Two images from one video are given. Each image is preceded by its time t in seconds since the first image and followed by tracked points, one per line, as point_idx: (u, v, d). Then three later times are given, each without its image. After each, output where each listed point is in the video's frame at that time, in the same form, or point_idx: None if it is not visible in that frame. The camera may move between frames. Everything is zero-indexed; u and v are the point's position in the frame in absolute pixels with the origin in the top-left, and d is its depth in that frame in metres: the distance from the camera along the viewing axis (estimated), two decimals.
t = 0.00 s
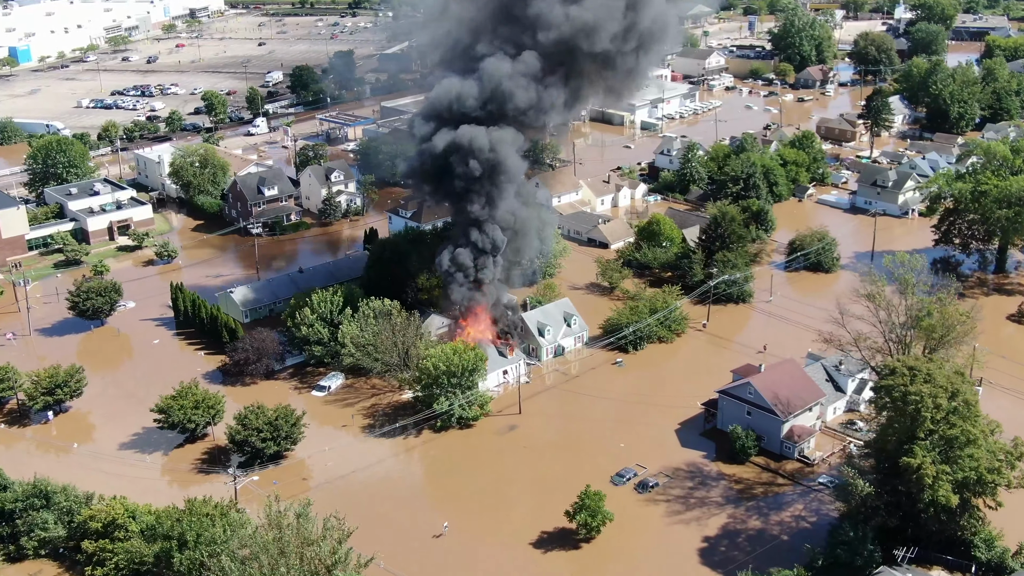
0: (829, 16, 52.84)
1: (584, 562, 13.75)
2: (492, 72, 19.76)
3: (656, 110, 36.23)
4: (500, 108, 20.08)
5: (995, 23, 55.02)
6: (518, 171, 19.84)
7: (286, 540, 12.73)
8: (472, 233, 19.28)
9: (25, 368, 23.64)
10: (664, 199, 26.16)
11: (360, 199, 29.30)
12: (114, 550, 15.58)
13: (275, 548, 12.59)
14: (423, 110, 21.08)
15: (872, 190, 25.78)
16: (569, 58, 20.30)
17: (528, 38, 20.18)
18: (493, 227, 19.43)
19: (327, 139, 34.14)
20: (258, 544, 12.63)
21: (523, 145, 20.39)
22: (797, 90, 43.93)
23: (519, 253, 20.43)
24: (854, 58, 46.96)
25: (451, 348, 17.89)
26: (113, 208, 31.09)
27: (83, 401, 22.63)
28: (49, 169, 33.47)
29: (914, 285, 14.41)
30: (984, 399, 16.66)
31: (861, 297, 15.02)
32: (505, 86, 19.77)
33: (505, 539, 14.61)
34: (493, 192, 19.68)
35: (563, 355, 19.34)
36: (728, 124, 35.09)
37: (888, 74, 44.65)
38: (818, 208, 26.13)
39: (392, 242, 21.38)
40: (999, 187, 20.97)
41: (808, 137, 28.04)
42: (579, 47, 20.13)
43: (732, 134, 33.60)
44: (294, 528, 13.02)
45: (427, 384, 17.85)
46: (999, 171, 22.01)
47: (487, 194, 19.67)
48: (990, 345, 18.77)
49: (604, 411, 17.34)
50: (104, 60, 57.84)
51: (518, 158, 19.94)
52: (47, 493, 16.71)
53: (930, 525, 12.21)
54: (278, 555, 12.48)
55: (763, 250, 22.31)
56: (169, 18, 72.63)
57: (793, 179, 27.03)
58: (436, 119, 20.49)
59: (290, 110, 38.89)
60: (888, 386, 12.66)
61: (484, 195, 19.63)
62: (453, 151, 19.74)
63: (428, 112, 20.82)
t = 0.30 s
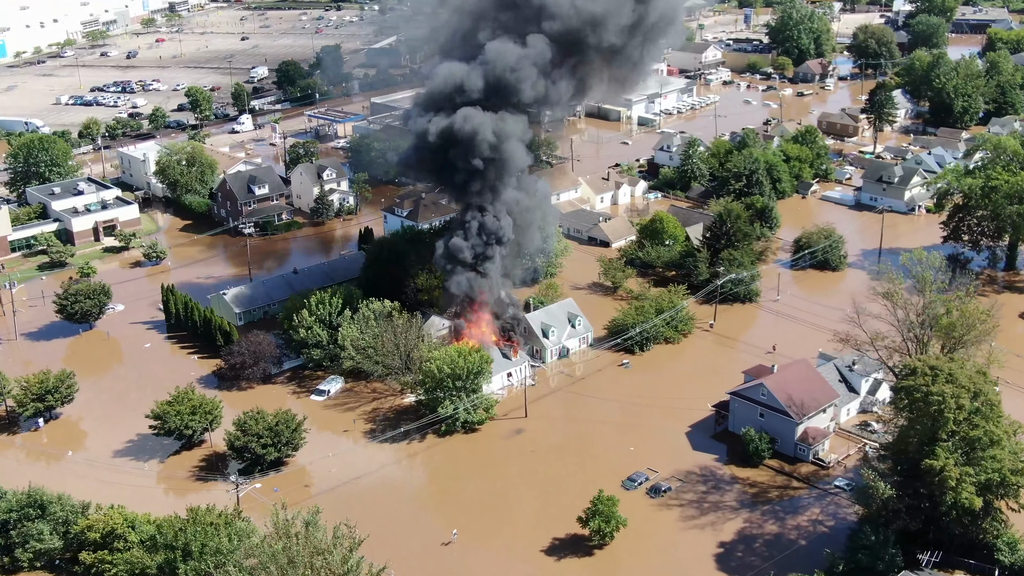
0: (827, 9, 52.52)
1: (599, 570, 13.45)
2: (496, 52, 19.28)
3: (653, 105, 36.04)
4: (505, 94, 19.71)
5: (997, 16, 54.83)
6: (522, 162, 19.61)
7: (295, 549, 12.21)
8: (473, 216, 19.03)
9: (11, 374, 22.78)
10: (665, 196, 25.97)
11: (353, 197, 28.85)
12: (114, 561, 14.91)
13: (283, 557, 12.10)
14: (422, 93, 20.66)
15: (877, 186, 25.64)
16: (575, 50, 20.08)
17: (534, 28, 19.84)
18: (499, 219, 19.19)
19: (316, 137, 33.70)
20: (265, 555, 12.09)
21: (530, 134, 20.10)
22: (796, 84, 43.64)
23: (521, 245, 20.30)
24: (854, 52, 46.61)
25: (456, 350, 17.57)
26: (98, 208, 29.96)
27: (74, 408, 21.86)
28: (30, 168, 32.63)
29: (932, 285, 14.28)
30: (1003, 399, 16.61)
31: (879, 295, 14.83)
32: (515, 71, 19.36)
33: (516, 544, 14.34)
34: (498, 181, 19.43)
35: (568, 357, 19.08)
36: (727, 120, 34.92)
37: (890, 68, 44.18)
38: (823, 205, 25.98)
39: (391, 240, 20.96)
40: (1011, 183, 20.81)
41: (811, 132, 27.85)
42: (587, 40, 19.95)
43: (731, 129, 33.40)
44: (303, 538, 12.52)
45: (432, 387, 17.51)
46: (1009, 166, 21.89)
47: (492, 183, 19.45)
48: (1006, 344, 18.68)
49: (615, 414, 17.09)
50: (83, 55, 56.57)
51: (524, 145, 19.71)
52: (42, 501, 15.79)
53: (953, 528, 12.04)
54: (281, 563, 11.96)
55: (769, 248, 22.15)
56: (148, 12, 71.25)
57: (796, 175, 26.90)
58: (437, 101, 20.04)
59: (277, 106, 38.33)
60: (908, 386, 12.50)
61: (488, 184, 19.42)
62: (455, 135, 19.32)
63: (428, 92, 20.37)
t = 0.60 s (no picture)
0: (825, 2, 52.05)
1: None
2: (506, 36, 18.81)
3: (650, 100, 35.81)
4: (514, 80, 19.39)
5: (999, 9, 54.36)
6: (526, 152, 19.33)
7: (305, 557, 11.94)
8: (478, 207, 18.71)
9: None
10: (666, 194, 25.71)
11: (346, 195, 28.36)
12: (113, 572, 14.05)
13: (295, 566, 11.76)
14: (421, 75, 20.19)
15: (885, 182, 25.43)
16: (583, 42, 19.80)
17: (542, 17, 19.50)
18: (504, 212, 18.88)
19: (305, 133, 33.35)
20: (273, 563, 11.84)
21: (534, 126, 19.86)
22: (796, 78, 43.20)
23: (524, 240, 19.96)
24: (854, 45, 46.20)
25: (462, 353, 17.24)
26: (83, 208, 28.74)
27: (65, 414, 20.88)
28: (10, 165, 31.57)
29: (954, 285, 14.12)
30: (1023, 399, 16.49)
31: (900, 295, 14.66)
32: (525, 58, 19.01)
33: (528, 549, 14.00)
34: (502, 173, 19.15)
35: (573, 358, 18.78)
36: (727, 115, 34.63)
37: (891, 61, 43.93)
38: (828, 201, 25.80)
39: (390, 240, 20.61)
40: None
41: (815, 127, 27.60)
42: (596, 35, 19.75)
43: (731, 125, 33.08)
44: (314, 546, 12.26)
45: (437, 390, 17.11)
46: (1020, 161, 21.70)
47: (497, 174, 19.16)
48: None
49: (624, 416, 16.76)
50: (59, 50, 55.12)
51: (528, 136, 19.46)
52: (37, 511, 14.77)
53: (979, 532, 11.78)
54: (291, 572, 11.70)
55: (775, 245, 21.95)
56: (128, 6, 69.69)
57: (801, 171, 26.67)
58: (442, 86, 19.56)
59: (261, 102, 37.82)
60: (932, 387, 12.30)
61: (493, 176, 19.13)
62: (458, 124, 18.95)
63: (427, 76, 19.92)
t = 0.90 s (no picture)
0: None
1: None
2: (518, 23, 18.48)
3: (648, 95, 35.55)
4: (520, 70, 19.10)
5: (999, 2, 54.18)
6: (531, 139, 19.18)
7: (318, 567, 11.68)
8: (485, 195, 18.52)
9: None
10: (667, 190, 25.59)
11: (339, 193, 27.92)
12: None
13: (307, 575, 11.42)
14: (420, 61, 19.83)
15: (891, 177, 25.33)
16: (591, 37, 19.57)
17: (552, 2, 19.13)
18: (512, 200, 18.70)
19: (296, 130, 33.21)
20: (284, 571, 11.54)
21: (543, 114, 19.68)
22: (795, 72, 42.95)
23: (530, 228, 19.83)
24: (855, 38, 45.96)
25: (468, 355, 16.98)
26: (68, 208, 27.84)
27: (58, 420, 20.06)
28: None
29: (976, 284, 14.03)
30: None
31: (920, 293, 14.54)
32: (536, 46, 18.72)
33: (541, 551, 13.79)
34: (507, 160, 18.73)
35: (580, 360, 18.52)
36: (727, 110, 34.41)
37: (892, 54, 43.73)
38: (833, 198, 25.71)
39: (390, 239, 20.27)
40: None
41: (819, 122, 27.49)
42: (604, 28, 19.57)
43: (731, 120, 32.87)
44: (326, 556, 11.95)
45: (444, 393, 16.79)
46: None
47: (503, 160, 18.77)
48: None
49: (635, 420, 16.56)
50: (38, 45, 53.86)
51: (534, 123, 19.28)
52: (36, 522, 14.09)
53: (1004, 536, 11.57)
54: None
55: (782, 243, 21.83)
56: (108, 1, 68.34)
57: (806, 167, 26.52)
58: (446, 74, 19.13)
59: (249, 98, 37.66)
60: (957, 387, 12.19)
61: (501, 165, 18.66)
62: (463, 112, 18.69)
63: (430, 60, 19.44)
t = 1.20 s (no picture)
0: None
1: None
2: (527, 13, 18.19)
3: (645, 90, 35.40)
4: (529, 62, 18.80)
5: None
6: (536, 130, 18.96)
7: None
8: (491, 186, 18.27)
9: None
10: (669, 187, 25.72)
11: (333, 191, 27.50)
12: None
13: None
14: (419, 52, 19.44)
15: (899, 173, 25.32)
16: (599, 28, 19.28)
17: None
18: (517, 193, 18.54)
19: (284, 126, 33.01)
20: None
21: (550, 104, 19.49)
22: (794, 65, 42.78)
23: (532, 218, 19.74)
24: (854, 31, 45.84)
25: (477, 356, 16.67)
26: (54, 208, 26.96)
27: (51, 427, 19.10)
28: None
29: (998, 284, 13.98)
30: None
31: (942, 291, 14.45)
32: (547, 38, 18.43)
33: (546, 553, 13.66)
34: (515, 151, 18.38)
35: (587, 361, 18.30)
36: (727, 104, 34.29)
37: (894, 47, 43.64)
38: (838, 194, 25.71)
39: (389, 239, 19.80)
40: None
41: (824, 117, 27.41)
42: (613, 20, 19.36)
43: (731, 115, 32.77)
44: (342, 566, 11.58)
45: (452, 396, 16.45)
46: None
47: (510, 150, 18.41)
48: None
49: (649, 421, 16.35)
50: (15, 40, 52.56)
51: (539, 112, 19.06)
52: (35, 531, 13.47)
53: None
54: None
55: (789, 239, 21.80)
56: None
57: (811, 163, 26.51)
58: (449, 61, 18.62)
59: (235, 94, 37.06)
60: (984, 387, 12.08)
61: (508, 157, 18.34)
62: (469, 100, 18.20)
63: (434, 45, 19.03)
